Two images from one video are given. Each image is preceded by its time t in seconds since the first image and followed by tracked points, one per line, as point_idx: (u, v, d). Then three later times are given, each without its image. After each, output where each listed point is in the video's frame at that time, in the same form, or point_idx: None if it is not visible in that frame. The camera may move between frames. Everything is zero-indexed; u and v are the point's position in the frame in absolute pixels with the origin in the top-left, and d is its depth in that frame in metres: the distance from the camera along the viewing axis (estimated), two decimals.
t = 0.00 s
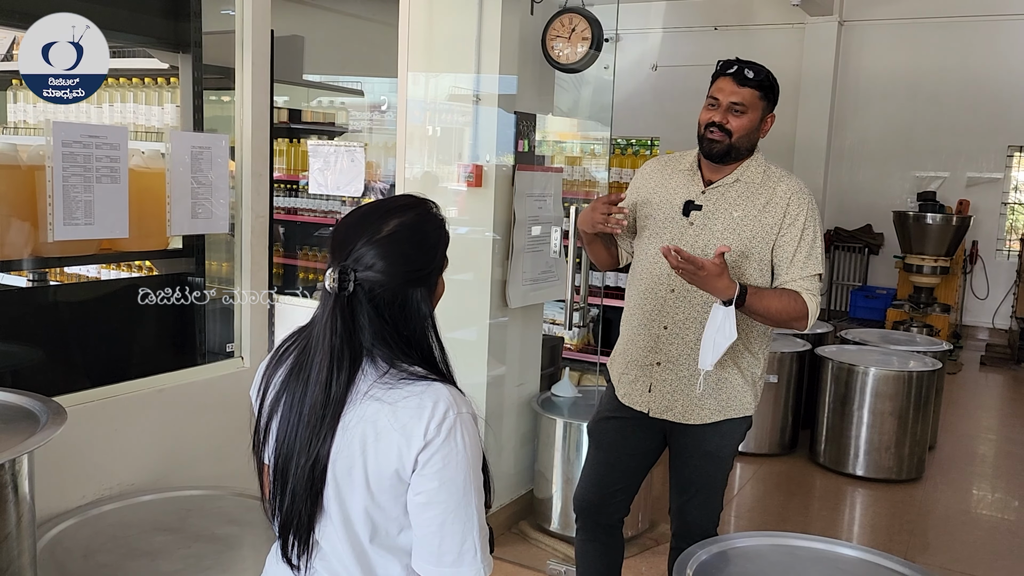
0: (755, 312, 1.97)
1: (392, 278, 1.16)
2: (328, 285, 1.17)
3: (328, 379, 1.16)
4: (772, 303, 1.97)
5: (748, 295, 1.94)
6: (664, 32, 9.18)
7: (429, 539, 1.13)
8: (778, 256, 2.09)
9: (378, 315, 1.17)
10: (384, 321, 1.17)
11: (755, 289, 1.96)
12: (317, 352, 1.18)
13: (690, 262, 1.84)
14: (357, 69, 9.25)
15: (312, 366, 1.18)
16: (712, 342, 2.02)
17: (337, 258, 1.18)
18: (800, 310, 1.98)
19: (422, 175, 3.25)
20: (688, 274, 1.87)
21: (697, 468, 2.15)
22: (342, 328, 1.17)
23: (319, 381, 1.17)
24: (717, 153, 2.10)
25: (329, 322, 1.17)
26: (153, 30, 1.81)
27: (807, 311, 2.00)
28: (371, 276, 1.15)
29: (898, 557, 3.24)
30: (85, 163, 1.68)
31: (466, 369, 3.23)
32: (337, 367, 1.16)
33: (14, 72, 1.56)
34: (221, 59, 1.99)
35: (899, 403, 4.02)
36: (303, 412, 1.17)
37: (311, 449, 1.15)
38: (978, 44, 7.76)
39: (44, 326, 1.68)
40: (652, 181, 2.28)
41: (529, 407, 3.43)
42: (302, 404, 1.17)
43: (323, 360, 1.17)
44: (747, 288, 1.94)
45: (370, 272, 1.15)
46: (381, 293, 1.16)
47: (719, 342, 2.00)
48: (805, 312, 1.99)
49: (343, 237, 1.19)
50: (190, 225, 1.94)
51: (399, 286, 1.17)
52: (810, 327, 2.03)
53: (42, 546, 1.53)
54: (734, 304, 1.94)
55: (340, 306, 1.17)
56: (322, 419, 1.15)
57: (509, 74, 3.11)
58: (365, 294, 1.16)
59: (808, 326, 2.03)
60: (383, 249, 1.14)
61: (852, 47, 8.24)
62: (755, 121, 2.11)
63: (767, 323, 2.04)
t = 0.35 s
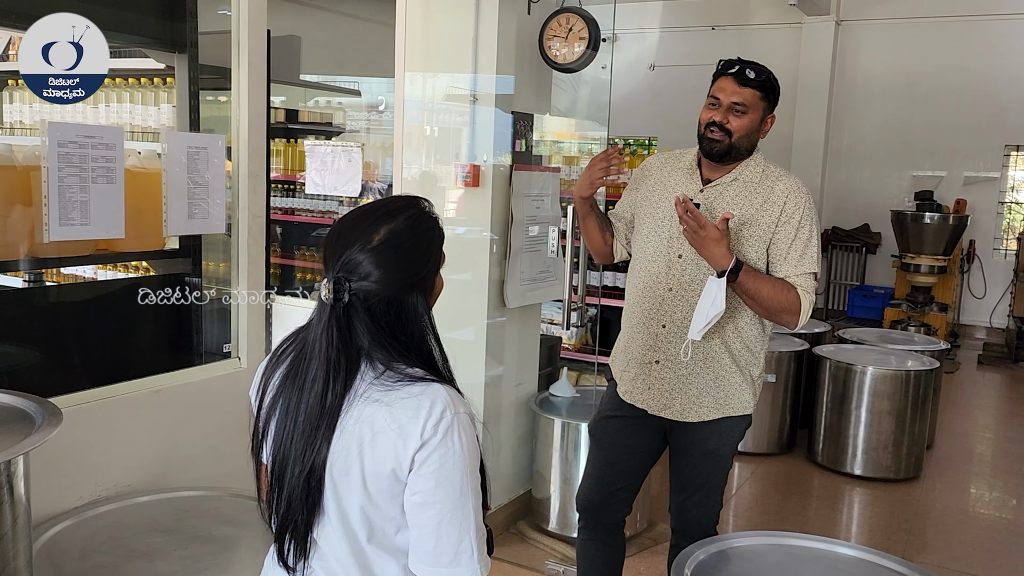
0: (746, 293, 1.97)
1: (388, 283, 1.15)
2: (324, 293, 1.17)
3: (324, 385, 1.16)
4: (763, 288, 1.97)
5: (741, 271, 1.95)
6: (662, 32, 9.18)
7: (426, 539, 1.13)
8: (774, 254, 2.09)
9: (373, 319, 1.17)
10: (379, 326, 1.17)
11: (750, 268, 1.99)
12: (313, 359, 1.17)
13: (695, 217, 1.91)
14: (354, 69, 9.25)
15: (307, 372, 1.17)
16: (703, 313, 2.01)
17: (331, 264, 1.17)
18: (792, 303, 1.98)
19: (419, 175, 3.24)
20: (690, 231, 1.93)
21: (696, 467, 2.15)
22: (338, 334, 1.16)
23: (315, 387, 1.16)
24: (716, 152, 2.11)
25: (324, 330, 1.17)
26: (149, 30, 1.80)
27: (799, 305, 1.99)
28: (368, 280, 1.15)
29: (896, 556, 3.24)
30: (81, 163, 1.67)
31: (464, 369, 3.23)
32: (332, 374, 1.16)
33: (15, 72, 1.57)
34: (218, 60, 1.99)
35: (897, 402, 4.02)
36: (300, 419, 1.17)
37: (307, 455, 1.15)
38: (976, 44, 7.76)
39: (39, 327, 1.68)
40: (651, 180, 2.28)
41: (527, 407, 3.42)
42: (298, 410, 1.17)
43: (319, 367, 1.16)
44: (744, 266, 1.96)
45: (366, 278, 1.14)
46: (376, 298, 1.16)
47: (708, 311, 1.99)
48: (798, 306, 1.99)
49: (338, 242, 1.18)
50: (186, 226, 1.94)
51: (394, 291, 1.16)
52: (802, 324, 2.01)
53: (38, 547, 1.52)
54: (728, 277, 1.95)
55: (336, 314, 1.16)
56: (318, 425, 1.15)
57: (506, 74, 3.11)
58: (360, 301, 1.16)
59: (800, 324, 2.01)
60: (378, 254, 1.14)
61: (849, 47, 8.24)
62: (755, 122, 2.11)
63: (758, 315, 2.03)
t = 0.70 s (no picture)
0: (746, 289, 1.97)
1: (399, 277, 1.15)
2: (335, 280, 1.17)
3: (330, 375, 1.15)
4: (763, 286, 1.97)
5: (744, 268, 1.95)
6: (661, 33, 9.19)
7: (425, 541, 1.13)
8: (773, 255, 2.10)
9: (383, 312, 1.16)
10: (388, 319, 1.17)
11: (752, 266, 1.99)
12: (320, 346, 1.17)
13: (701, 208, 1.92)
14: (353, 70, 9.25)
15: (315, 358, 1.17)
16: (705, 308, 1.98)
17: (346, 253, 1.18)
18: (792, 301, 1.98)
19: (418, 176, 3.24)
20: (695, 223, 1.94)
21: (696, 468, 2.15)
22: (347, 323, 1.16)
23: (322, 375, 1.16)
24: (716, 156, 2.11)
25: (335, 314, 1.16)
26: (147, 33, 1.81)
27: (799, 306, 2.00)
28: (378, 276, 1.15)
29: (895, 557, 3.24)
30: (80, 166, 1.67)
31: (464, 370, 3.22)
32: (339, 361, 1.15)
33: (14, 74, 1.60)
34: (217, 61, 1.99)
35: (896, 403, 4.02)
36: (305, 407, 1.16)
37: (312, 444, 1.14)
38: (974, 44, 7.77)
39: (38, 329, 1.67)
40: (649, 182, 2.28)
41: (527, 408, 3.42)
42: (303, 399, 1.17)
43: (326, 355, 1.16)
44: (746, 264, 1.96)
45: (380, 268, 1.15)
46: (387, 291, 1.16)
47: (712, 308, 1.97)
48: (798, 308, 1.99)
49: (353, 233, 1.18)
50: (185, 228, 1.94)
51: (403, 290, 1.16)
52: (801, 325, 2.02)
53: (37, 550, 1.52)
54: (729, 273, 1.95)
55: (346, 302, 1.16)
56: (323, 415, 1.15)
57: (505, 75, 3.11)
58: (372, 291, 1.16)
59: (799, 325, 2.02)
60: (392, 247, 1.14)
61: (848, 47, 8.25)
62: (754, 125, 2.11)
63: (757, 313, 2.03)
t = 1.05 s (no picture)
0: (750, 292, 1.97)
1: (404, 274, 1.16)
2: (342, 274, 1.17)
3: (334, 368, 1.16)
4: (768, 289, 1.97)
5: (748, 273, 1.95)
6: (660, 32, 9.19)
7: (424, 540, 1.13)
8: (775, 256, 2.10)
9: (387, 308, 1.17)
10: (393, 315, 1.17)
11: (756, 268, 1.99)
12: (326, 339, 1.18)
13: (708, 211, 1.90)
14: (352, 70, 9.25)
15: (319, 352, 1.18)
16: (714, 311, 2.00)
17: (354, 247, 1.18)
18: (795, 302, 1.98)
19: (418, 176, 3.24)
20: (702, 226, 1.92)
21: (697, 467, 2.15)
22: (354, 316, 1.17)
23: (326, 368, 1.16)
24: (716, 156, 2.11)
25: (340, 311, 1.17)
26: (147, 33, 1.81)
27: (803, 307, 2.00)
28: (384, 272, 1.15)
29: (896, 556, 3.24)
30: (79, 166, 1.67)
31: (464, 371, 3.22)
32: (346, 353, 1.16)
33: (13, 74, 1.60)
34: (216, 61, 1.99)
35: (896, 402, 4.02)
36: (308, 400, 1.16)
37: (314, 438, 1.15)
38: (974, 43, 7.77)
39: (38, 331, 1.67)
40: (650, 184, 2.28)
41: (527, 408, 3.42)
42: (306, 393, 1.17)
43: (332, 348, 1.17)
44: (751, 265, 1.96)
45: (385, 264, 1.15)
46: (393, 286, 1.16)
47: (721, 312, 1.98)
48: (802, 308, 1.99)
49: (361, 229, 1.19)
50: (185, 228, 1.94)
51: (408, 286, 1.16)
52: (806, 325, 2.02)
53: (37, 550, 1.52)
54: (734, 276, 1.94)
55: (352, 295, 1.17)
56: (325, 409, 1.15)
57: (504, 75, 3.11)
58: (378, 287, 1.16)
59: (804, 324, 2.02)
60: (400, 242, 1.15)
61: (847, 46, 8.25)
62: (754, 125, 2.11)
63: (761, 314, 2.03)
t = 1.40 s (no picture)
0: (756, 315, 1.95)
1: (389, 274, 1.15)
2: (325, 278, 1.16)
3: (324, 371, 1.16)
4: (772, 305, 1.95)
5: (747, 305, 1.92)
6: (659, 30, 9.18)
7: (417, 537, 1.13)
8: (775, 254, 2.10)
9: (374, 309, 1.16)
10: (379, 316, 1.17)
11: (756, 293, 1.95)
12: (314, 343, 1.17)
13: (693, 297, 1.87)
14: (351, 68, 9.24)
15: (309, 354, 1.17)
16: (703, 345, 2.05)
17: (336, 250, 1.17)
18: (795, 309, 1.97)
19: (416, 175, 3.24)
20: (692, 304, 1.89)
21: (696, 464, 2.15)
22: (339, 320, 1.16)
23: (316, 370, 1.16)
24: (716, 150, 2.10)
25: (325, 313, 1.16)
26: (144, 32, 1.80)
27: (804, 309, 2.00)
28: (369, 271, 1.14)
29: (895, 553, 3.24)
30: (76, 165, 1.66)
31: (462, 369, 3.22)
32: (334, 357, 1.16)
33: (14, 73, 1.58)
34: (213, 60, 1.98)
35: (896, 399, 4.03)
36: (298, 404, 1.16)
37: (303, 442, 1.15)
38: (972, 40, 7.77)
39: (35, 331, 1.67)
40: (651, 179, 2.28)
41: (526, 406, 3.42)
42: (296, 397, 1.17)
43: (320, 351, 1.16)
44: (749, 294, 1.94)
45: (368, 266, 1.14)
46: (378, 287, 1.15)
47: (710, 345, 2.04)
48: (803, 310, 2.00)
49: (342, 231, 1.18)
50: (182, 227, 1.93)
51: (394, 283, 1.16)
52: (808, 325, 2.03)
53: (35, 551, 1.52)
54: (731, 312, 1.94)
55: (336, 299, 1.16)
56: (315, 412, 1.14)
57: (503, 73, 3.11)
58: (362, 288, 1.15)
59: (805, 325, 2.03)
60: (382, 243, 1.14)
61: (846, 44, 8.25)
62: (754, 121, 2.11)
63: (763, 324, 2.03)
